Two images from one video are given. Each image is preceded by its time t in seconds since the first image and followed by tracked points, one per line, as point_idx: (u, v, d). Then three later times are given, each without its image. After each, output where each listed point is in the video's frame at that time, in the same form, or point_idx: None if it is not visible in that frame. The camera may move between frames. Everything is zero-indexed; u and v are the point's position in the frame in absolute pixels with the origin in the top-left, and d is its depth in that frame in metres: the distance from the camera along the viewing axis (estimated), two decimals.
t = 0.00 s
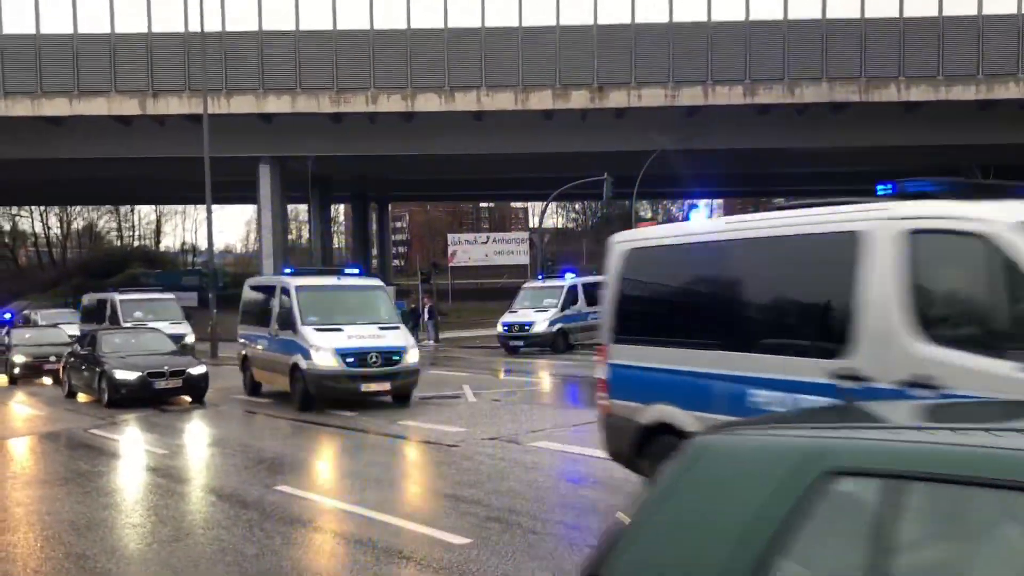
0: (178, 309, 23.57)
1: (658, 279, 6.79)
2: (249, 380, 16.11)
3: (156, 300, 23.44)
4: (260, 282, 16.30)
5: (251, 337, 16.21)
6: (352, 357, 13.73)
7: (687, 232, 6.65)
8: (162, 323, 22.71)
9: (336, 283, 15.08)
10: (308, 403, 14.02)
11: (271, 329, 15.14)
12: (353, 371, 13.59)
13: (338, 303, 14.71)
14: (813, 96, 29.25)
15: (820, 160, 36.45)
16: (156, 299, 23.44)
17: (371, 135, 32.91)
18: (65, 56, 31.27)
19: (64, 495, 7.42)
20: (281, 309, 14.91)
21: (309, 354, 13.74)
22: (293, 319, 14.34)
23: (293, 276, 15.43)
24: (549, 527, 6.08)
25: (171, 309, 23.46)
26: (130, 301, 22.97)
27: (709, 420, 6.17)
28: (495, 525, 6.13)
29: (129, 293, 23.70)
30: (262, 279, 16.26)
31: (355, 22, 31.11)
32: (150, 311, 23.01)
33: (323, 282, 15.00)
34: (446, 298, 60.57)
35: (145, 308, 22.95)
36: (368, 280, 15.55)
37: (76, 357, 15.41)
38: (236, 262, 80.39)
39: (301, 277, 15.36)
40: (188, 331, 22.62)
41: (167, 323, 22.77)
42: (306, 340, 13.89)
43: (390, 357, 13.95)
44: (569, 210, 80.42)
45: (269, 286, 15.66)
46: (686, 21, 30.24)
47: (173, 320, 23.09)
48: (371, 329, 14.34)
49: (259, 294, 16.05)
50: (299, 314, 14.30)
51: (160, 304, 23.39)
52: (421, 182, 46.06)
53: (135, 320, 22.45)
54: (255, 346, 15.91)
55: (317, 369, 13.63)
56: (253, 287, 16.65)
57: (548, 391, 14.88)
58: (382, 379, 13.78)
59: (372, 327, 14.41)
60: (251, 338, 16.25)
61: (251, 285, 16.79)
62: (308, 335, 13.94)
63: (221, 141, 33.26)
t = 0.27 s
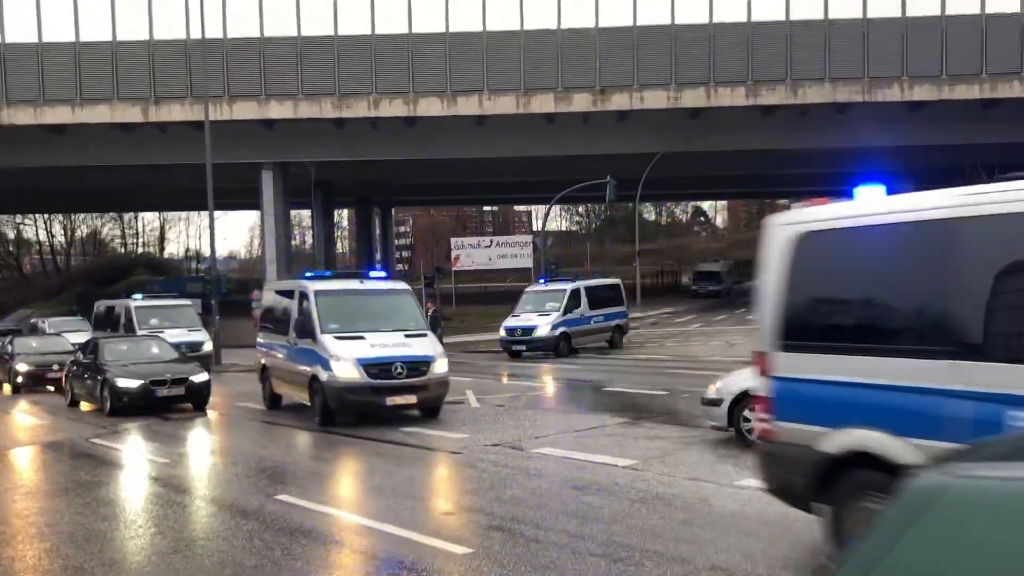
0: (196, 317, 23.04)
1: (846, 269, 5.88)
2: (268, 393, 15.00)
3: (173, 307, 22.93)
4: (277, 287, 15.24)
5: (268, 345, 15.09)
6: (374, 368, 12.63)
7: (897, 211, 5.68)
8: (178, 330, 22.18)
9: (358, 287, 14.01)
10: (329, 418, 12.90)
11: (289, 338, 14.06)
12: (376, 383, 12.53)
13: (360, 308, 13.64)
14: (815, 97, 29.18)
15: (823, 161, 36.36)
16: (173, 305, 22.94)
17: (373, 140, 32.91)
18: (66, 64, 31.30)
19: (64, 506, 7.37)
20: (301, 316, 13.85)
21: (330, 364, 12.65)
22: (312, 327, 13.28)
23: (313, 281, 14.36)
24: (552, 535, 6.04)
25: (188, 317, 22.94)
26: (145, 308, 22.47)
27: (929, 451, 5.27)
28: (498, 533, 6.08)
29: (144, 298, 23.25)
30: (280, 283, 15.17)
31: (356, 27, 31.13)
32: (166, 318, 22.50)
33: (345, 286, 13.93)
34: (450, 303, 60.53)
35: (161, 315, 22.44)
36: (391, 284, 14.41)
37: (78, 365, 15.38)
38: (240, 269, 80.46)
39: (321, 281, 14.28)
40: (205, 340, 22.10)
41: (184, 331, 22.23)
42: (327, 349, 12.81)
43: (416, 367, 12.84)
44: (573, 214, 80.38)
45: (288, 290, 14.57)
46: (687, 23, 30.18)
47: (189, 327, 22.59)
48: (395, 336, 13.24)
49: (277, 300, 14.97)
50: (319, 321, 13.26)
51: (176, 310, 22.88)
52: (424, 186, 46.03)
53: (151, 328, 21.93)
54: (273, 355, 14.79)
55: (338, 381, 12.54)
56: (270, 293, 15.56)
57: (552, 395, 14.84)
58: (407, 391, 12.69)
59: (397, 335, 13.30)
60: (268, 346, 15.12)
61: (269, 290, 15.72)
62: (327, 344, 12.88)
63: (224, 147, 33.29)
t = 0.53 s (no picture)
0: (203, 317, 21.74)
1: None
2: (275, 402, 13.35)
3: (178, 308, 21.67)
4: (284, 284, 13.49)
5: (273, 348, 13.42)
6: (392, 376, 10.79)
7: None
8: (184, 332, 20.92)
9: (372, 284, 12.17)
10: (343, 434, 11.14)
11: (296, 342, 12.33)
12: (394, 394, 10.71)
13: (374, 308, 11.79)
14: (806, 99, 29.29)
15: (815, 163, 36.44)
16: (177, 306, 21.63)
17: (365, 142, 32.87)
18: (57, 67, 31.17)
19: (51, 511, 7.31)
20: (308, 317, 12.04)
21: (342, 374, 10.85)
22: (321, 329, 11.47)
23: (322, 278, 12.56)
24: (543, 538, 6.02)
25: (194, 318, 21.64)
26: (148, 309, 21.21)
27: None
28: (489, 538, 6.05)
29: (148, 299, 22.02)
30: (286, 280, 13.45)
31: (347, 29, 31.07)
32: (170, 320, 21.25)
33: (358, 283, 12.12)
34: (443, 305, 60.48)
35: (166, 317, 21.19)
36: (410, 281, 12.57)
37: (68, 369, 15.28)
38: (232, 272, 80.28)
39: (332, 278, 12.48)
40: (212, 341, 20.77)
41: (191, 333, 20.96)
42: (338, 356, 11.00)
43: (439, 375, 11.04)
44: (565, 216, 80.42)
45: (295, 287, 12.81)
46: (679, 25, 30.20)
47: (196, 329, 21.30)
48: (414, 340, 11.39)
49: (284, 299, 13.26)
50: (329, 323, 11.45)
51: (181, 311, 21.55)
52: (416, 189, 45.97)
53: (155, 331, 20.72)
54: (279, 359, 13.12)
55: (351, 392, 10.70)
56: (275, 291, 13.86)
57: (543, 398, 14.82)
58: (428, 403, 10.90)
59: (416, 338, 11.47)
60: (274, 350, 13.46)
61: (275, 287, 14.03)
62: (339, 349, 11.07)
63: (215, 150, 33.20)
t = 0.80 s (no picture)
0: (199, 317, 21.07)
1: None
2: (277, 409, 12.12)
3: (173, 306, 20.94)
4: (285, 284, 12.27)
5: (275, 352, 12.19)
6: (408, 382, 9.56)
7: None
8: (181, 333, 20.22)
9: (382, 280, 10.97)
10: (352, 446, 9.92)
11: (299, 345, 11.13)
12: (409, 402, 9.49)
13: (385, 306, 10.60)
14: (786, 101, 29.50)
15: (794, 165, 36.68)
16: (172, 304, 20.91)
17: (345, 142, 32.75)
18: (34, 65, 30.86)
19: (31, 514, 7.24)
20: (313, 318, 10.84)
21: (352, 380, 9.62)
22: (327, 330, 10.27)
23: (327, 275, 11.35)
24: (527, 538, 6.04)
25: (190, 318, 20.96)
26: (144, 308, 20.46)
27: None
28: (472, 538, 6.06)
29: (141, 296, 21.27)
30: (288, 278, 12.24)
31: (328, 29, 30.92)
32: (166, 319, 20.52)
33: (367, 280, 10.92)
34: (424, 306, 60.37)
35: (162, 316, 20.47)
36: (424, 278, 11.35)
37: (46, 370, 15.13)
38: (211, 272, 79.84)
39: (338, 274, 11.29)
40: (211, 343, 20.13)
41: (188, 334, 20.28)
42: (347, 360, 9.78)
43: (459, 380, 9.80)
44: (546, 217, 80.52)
45: (298, 286, 11.61)
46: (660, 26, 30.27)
47: (193, 329, 20.62)
48: (431, 342, 10.16)
49: (284, 299, 12.06)
50: (335, 324, 10.23)
51: (176, 310, 20.84)
52: (397, 189, 45.87)
53: (152, 330, 19.98)
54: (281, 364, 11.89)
55: (363, 401, 9.48)
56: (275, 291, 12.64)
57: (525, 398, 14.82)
58: (447, 411, 9.68)
59: (433, 340, 10.23)
60: (274, 354, 12.23)
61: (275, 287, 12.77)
62: (348, 351, 9.85)
63: (194, 149, 32.99)
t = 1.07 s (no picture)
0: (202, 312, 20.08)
1: None
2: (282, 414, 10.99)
3: (175, 301, 20.00)
4: (292, 275, 11.11)
5: (281, 350, 11.02)
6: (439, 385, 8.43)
7: None
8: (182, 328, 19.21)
9: (406, 271, 9.83)
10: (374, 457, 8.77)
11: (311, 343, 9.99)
12: (441, 407, 8.36)
13: (409, 300, 9.47)
14: (768, 98, 29.65)
15: (776, 162, 36.85)
16: (174, 300, 19.95)
17: (327, 136, 32.59)
18: (12, 57, 30.48)
19: (11, 511, 7.16)
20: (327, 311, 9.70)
21: (376, 381, 8.49)
22: (346, 325, 9.11)
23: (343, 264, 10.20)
24: (513, 534, 6.03)
25: (193, 314, 19.97)
26: (143, 302, 19.53)
27: None
28: (458, 534, 6.05)
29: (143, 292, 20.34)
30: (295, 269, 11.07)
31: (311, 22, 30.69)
32: (167, 315, 19.56)
33: (388, 270, 9.78)
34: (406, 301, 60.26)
35: (163, 311, 19.53)
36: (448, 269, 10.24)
37: (24, 365, 14.97)
38: (192, 267, 79.36)
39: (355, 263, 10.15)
40: (213, 338, 19.06)
41: (190, 330, 19.25)
42: (370, 359, 8.64)
43: (497, 383, 8.65)
44: (529, 213, 80.53)
45: (308, 277, 10.46)
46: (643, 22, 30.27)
47: (195, 325, 19.60)
48: (463, 340, 9.02)
49: (292, 292, 10.92)
50: (354, 319, 9.09)
51: (177, 305, 19.89)
52: (380, 184, 45.73)
53: (150, 325, 19.09)
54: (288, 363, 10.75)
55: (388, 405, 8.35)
56: (281, 283, 11.47)
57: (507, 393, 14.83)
58: (483, 418, 8.56)
59: (465, 338, 9.11)
60: (280, 353, 11.07)
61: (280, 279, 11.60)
62: (371, 350, 8.70)
63: (175, 143, 32.75)
